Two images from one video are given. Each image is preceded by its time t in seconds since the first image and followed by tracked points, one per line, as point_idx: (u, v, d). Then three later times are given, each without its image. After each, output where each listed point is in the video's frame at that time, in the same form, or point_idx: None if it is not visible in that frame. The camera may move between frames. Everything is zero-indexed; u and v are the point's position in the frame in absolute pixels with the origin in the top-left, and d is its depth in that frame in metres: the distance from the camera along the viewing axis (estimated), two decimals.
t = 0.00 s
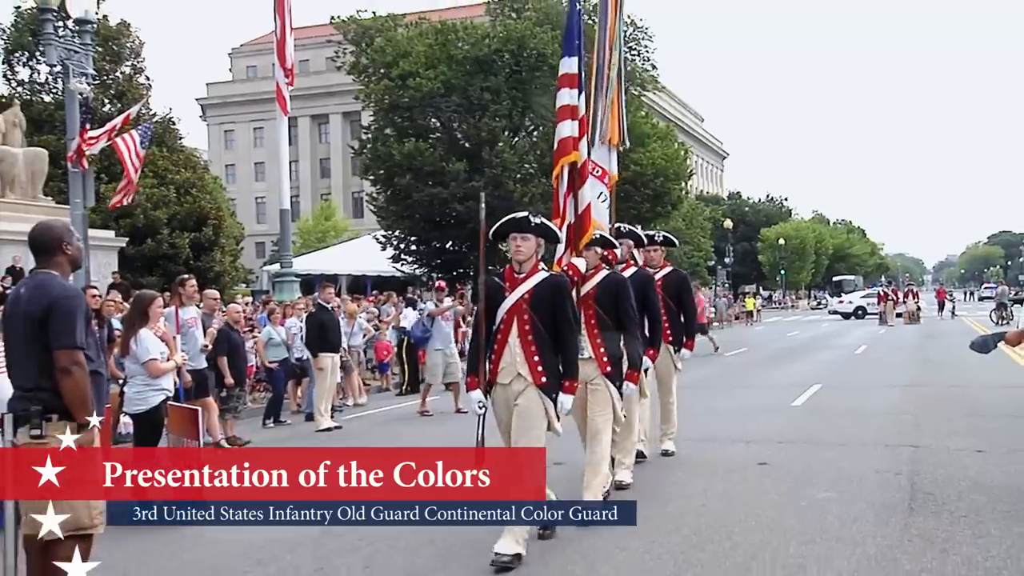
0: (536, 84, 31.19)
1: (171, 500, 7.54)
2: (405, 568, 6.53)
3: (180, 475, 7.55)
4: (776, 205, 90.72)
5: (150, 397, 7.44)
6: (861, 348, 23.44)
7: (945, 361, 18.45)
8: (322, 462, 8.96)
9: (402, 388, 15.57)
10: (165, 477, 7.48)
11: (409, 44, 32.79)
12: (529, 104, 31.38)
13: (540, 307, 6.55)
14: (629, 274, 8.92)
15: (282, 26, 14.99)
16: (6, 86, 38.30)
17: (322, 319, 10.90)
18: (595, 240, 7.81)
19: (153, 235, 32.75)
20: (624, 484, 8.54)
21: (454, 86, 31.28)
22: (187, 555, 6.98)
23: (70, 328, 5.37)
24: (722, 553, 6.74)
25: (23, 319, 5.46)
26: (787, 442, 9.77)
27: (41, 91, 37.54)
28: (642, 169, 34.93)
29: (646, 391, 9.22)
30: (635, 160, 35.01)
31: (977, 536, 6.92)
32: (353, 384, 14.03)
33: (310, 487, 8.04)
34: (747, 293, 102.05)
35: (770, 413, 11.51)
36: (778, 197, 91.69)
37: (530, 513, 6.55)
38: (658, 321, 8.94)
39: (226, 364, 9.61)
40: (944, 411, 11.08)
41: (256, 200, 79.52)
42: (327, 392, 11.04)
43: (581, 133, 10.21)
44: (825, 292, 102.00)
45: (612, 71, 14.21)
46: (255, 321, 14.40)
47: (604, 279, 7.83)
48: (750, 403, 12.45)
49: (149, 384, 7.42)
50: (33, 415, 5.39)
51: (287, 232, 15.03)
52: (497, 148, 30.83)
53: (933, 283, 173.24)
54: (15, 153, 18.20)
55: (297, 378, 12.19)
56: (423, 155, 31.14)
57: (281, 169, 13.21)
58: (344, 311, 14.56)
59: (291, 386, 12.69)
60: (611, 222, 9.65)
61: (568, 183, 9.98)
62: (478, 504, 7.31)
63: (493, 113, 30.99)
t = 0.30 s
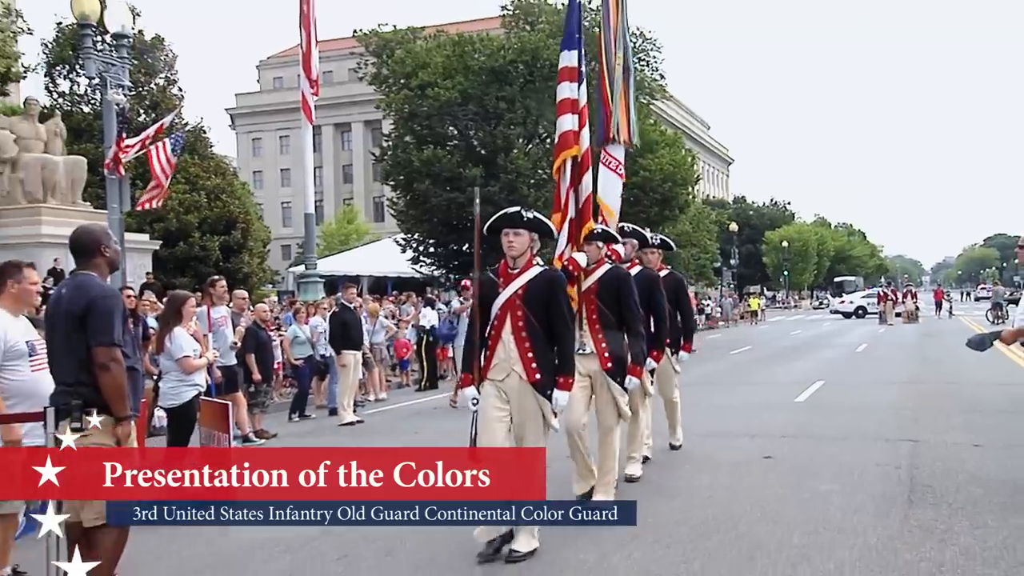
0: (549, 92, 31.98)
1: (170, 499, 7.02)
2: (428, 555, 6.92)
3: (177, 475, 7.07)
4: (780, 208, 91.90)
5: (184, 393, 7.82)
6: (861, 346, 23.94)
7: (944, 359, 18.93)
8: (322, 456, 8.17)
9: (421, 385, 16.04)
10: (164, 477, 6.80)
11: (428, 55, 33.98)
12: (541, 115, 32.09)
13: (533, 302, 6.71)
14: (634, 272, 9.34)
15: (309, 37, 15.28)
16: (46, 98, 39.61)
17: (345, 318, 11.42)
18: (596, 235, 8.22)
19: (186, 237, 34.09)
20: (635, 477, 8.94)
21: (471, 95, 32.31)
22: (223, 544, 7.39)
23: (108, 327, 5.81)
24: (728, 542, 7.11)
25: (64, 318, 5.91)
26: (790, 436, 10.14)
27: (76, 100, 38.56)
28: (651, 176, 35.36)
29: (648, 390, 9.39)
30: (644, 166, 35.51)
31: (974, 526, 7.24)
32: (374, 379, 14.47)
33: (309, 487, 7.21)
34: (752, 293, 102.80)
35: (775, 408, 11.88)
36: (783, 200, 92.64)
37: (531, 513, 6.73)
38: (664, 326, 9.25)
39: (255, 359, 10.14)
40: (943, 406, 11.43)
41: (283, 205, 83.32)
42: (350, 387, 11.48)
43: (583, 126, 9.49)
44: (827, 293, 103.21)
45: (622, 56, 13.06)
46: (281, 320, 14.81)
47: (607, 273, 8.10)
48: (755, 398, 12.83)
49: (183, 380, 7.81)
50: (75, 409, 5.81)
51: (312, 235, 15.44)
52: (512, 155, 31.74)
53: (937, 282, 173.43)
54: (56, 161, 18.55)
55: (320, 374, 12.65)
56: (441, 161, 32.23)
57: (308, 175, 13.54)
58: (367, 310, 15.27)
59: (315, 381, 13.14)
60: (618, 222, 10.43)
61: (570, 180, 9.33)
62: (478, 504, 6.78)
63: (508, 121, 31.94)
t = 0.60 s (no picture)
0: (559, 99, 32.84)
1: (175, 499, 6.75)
2: (449, 543, 7.30)
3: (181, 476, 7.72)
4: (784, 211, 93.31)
5: (213, 388, 8.23)
6: (862, 343, 24.39)
7: (943, 355, 19.40)
8: (322, 459, 9.81)
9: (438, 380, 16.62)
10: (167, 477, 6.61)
11: (444, 66, 34.96)
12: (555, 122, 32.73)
13: (524, 308, 6.68)
14: (631, 274, 9.16)
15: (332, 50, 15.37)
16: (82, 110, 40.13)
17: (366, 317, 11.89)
18: (592, 238, 7.98)
19: (213, 242, 34.96)
20: (644, 471, 9.28)
21: (484, 104, 33.47)
22: (253, 532, 7.79)
23: (144, 326, 6.26)
24: (734, 531, 7.45)
25: (102, 316, 6.34)
26: (793, 430, 10.49)
27: (107, 110, 39.23)
28: (659, 181, 35.79)
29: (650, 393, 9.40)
30: (652, 171, 35.94)
31: (970, 516, 7.55)
32: (393, 375, 15.02)
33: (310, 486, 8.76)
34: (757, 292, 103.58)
35: (778, 402, 12.23)
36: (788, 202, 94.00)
37: (531, 514, 7.01)
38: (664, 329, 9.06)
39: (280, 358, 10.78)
40: (941, 401, 11.76)
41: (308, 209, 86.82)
42: (370, 383, 11.94)
43: (576, 129, 9.15)
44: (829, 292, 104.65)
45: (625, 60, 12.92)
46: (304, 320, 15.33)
47: (604, 278, 7.91)
48: (758, 393, 13.19)
49: (213, 377, 8.23)
50: (111, 405, 6.28)
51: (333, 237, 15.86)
52: (525, 160, 32.85)
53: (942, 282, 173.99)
54: (91, 168, 18.95)
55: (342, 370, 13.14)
56: (457, 167, 33.46)
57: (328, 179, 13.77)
58: (386, 309, 15.84)
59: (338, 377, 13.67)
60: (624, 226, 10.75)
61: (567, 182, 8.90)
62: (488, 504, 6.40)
63: (520, 128, 33.04)
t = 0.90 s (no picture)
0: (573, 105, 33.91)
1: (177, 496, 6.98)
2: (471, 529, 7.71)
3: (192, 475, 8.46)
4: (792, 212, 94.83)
5: (245, 382, 8.67)
6: (867, 339, 25.02)
7: (946, 352, 19.89)
8: (322, 459, 10.10)
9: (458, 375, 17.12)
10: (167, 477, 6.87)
11: (463, 75, 36.24)
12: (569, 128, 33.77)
13: (513, 302, 6.63)
14: (633, 270, 9.34)
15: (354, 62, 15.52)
16: (120, 118, 42.17)
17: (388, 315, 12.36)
18: (590, 233, 7.86)
19: (244, 243, 38.28)
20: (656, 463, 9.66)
21: (501, 109, 35.13)
22: (285, 517, 8.24)
23: (179, 324, 6.69)
24: (743, 521, 7.79)
25: (141, 315, 6.79)
26: (801, 423, 10.84)
27: (146, 120, 41.28)
28: (669, 183, 36.22)
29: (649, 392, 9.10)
30: (662, 175, 36.34)
31: (972, 506, 7.85)
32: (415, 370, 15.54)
33: (311, 486, 9.03)
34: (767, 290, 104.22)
35: (785, 396, 12.59)
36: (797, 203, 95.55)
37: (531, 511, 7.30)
38: (666, 323, 9.28)
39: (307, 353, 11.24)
40: (944, 395, 12.08)
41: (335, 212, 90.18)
42: (393, 377, 12.47)
43: (576, 121, 8.83)
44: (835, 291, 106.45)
45: (625, 62, 12.69)
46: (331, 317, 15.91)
47: (602, 272, 7.84)
48: (767, 388, 13.57)
49: (245, 371, 8.65)
50: (150, 398, 6.72)
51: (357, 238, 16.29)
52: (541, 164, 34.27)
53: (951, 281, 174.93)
54: (130, 174, 20.82)
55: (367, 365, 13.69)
56: (475, 171, 34.67)
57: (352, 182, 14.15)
58: (410, 307, 16.26)
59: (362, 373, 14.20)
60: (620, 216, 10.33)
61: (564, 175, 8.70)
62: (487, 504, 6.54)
63: (536, 134, 34.25)
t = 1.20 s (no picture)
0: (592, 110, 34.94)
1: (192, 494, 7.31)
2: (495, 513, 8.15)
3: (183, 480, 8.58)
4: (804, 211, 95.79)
5: (280, 374, 9.15)
6: (875, 333, 25.60)
7: (953, 345, 20.35)
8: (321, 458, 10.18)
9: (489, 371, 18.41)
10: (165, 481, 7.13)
11: (485, 81, 37.26)
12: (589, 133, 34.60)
13: (509, 303, 6.48)
14: (642, 270, 9.49)
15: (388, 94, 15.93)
16: (161, 125, 43.84)
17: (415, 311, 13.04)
18: (594, 232, 7.99)
19: (278, 243, 39.47)
20: (673, 453, 10.08)
21: (522, 115, 36.00)
22: (320, 501, 8.76)
23: (218, 320, 7.07)
24: (755, 507, 8.17)
25: (184, 311, 7.21)
26: (811, 415, 11.21)
27: (184, 126, 42.65)
28: (684, 184, 36.51)
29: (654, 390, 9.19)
30: (677, 177, 36.70)
31: (977, 492, 8.18)
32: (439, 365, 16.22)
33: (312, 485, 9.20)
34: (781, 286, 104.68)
35: (795, 388, 12.99)
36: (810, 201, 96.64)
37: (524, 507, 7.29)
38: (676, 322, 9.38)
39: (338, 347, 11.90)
40: (950, 387, 12.41)
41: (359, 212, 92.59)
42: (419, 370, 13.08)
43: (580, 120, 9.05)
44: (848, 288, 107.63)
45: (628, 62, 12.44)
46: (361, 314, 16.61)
47: (606, 271, 7.98)
48: (778, 379, 13.96)
49: (281, 364, 9.14)
50: (193, 389, 7.12)
51: (384, 237, 16.84)
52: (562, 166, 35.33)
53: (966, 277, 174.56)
54: (171, 179, 22.01)
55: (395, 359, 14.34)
56: (497, 173, 35.69)
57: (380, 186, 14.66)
58: (434, 304, 16.88)
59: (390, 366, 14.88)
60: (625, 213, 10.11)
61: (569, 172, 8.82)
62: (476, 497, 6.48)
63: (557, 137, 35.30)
